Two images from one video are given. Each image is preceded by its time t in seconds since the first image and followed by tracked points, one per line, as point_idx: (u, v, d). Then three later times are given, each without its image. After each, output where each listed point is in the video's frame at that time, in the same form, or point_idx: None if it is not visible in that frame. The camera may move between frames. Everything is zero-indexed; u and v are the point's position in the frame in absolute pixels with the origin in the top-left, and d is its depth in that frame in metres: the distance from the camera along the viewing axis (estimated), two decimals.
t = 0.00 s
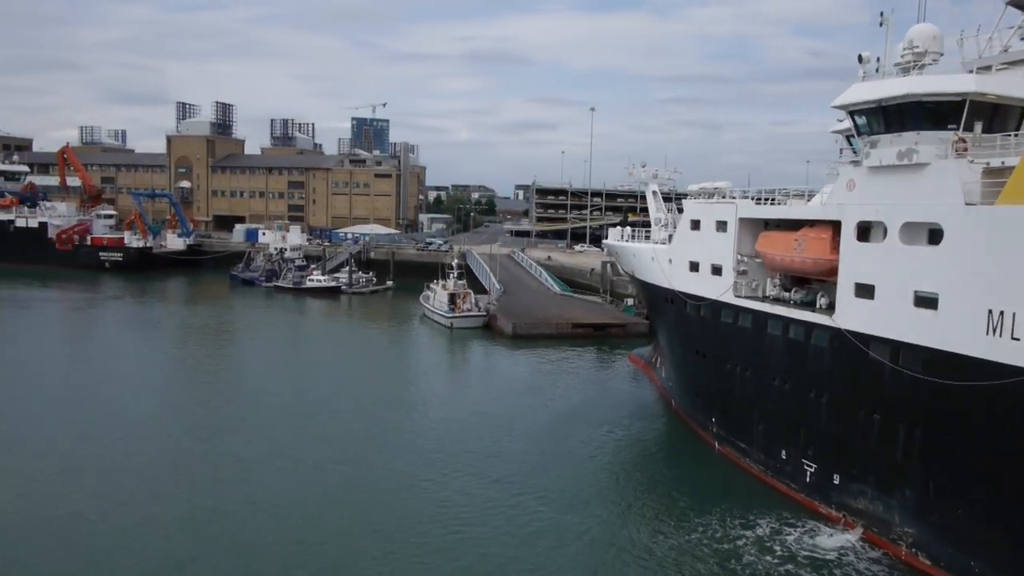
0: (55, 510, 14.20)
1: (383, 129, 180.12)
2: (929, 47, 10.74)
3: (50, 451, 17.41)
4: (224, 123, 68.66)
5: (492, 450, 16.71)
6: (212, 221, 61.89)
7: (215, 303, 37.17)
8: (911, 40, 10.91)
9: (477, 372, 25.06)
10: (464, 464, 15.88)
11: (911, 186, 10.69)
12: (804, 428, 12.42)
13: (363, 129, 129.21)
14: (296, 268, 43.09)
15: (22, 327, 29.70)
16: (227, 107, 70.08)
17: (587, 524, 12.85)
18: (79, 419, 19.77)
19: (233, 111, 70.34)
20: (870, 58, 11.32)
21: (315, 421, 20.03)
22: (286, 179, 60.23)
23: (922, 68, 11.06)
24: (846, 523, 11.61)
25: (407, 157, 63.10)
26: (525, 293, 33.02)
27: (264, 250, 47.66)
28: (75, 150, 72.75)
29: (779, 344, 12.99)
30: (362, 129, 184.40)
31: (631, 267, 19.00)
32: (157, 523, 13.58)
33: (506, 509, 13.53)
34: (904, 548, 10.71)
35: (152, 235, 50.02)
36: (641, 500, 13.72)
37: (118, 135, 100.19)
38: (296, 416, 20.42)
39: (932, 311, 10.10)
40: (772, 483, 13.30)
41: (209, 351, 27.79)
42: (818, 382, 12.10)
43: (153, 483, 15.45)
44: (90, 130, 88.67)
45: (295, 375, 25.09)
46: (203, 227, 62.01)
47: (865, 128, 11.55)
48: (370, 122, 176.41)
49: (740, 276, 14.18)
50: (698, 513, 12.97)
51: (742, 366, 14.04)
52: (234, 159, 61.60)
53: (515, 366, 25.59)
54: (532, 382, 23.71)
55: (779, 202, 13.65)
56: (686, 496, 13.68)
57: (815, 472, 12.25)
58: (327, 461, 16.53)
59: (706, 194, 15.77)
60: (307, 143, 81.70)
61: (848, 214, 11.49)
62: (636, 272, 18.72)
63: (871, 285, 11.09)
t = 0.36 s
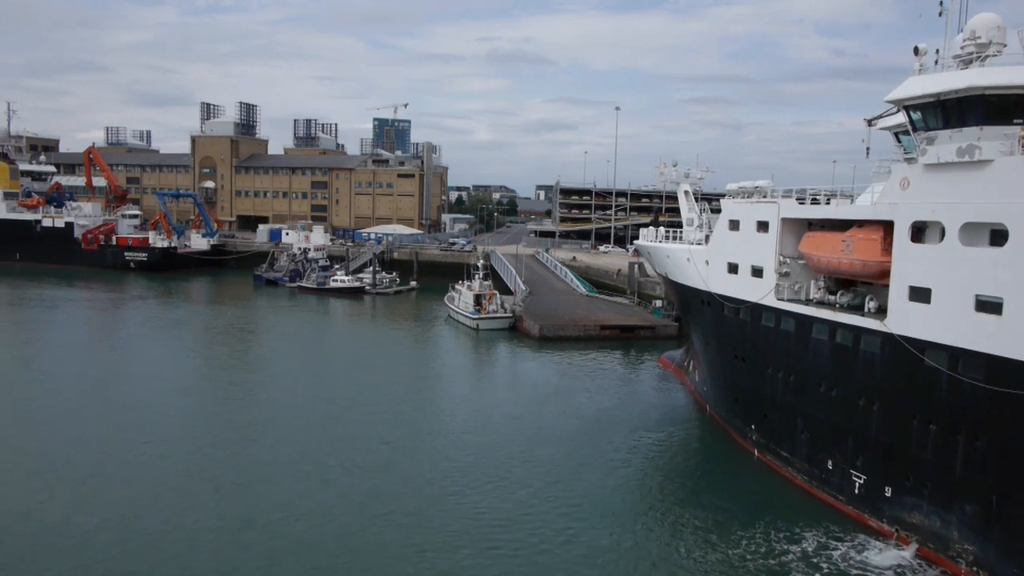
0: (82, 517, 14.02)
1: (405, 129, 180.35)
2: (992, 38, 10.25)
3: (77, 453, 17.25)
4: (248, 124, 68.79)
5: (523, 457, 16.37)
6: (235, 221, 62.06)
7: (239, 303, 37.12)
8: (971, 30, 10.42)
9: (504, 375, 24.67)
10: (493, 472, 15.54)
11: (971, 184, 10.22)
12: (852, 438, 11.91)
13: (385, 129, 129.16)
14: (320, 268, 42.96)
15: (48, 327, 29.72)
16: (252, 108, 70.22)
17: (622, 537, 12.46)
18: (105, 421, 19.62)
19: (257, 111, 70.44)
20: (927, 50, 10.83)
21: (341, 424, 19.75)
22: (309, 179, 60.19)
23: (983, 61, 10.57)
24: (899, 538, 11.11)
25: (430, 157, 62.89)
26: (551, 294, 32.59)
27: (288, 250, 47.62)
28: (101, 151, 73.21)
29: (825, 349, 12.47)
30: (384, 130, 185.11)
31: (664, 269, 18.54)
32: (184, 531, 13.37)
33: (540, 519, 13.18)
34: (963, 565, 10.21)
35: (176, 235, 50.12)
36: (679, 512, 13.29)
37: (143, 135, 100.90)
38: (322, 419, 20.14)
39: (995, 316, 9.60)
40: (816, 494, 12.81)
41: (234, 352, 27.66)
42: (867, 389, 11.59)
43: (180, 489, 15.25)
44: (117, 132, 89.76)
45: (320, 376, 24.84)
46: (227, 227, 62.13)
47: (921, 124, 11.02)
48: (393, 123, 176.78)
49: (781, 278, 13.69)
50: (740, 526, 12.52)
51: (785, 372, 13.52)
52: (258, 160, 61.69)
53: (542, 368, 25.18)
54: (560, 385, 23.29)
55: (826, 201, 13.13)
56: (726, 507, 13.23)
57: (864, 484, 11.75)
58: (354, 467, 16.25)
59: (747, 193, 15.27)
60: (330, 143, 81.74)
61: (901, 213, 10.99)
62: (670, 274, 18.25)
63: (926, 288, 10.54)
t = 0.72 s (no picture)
0: (110, 520, 13.82)
1: (426, 130, 180.50)
2: None
3: (104, 454, 17.10)
4: (271, 124, 68.87)
5: (556, 464, 16.02)
6: (258, 221, 62.19)
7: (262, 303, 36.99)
8: None
9: (531, 377, 24.28)
10: (525, 481, 15.16)
11: None
12: (904, 448, 11.41)
13: (407, 130, 128.91)
14: (343, 268, 42.79)
15: (73, 327, 29.69)
16: (275, 108, 70.33)
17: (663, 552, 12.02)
18: (131, 420, 19.46)
19: (280, 112, 70.52)
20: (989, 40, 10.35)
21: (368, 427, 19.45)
22: (332, 179, 60.12)
23: None
24: (957, 554, 10.64)
25: (454, 157, 62.61)
26: (578, 295, 32.15)
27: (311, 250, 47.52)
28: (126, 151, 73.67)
29: (874, 354, 11.96)
30: (404, 130, 185.39)
31: (699, 270, 18.04)
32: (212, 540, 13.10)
33: (576, 532, 12.78)
34: None
35: (200, 235, 50.18)
36: (720, 524, 12.83)
37: (168, 135, 101.44)
38: (349, 421, 19.87)
39: None
40: (865, 505, 12.33)
41: (259, 352, 27.48)
42: (921, 397, 11.08)
43: (208, 493, 15.02)
44: (141, 132, 90.43)
45: (345, 377, 24.58)
46: (250, 227, 62.21)
47: (982, 118, 10.53)
48: (413, 123, 176.97)
49: (826, 281, 13.18)
50: (785, 539, 12.06)
51: (830, 377, 13.02)
52: (282, 160, 61.75)
53: (570, 370, 24.74)
54: (589, 388, 22.85)
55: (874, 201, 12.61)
56: (769, 518, 12.79)
57: (918, 496, 11.27)
58: (383, 474, 15.92)
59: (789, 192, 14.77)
60: (353, 144, 81.72)
61: (960, 213, 10.46)
62: (705, 275, 17.75)
63: (987, 291, 10.01)
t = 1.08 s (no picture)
0: (137, 527, 13.59)
1: (447, 129, 180.42)
2: None
3: (130, 454, 16.93)
4: (294, 123, 68.88)
5: (590, 470, 15.67)
6: (281, 220, 62.41)
7: (285, 303, 36.83)
8: None
9: (559, 378, 23.86)
10: (558, 488, 14.79)
11: None
12: (959, 458, 10.91)
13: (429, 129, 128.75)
14: (366, 268, 42.59)
15: (98, 326, 29.62)
16: (298, 107, 70.37)
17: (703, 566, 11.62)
18: (157, 420, 19.28)
19: (303, 111, 70.54)
20: None
21: (395, 428, 19.13)
22: (354, 178, 59.98)
23: None
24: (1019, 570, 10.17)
25: (476, 156, 62.26)
26: (604, 296, 31.67)
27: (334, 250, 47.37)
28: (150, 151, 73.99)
29: (925, 358, 11.43)
30: (425, 129, 185.34)
31: (735, 270, 17.53)
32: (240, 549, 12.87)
33: (614, 543, 12.41)
34: None
35: (224, 234, 50.19)
36: (763, 537, 12.40)
37: (192, 136, 101.93)
38: (376, 422, 19.60)
39: None
40: (914, 516, 11.86)
41: (283, 352, 27.26)
42: (977, 404, 10.56)
43: (238, 499, 14.79)
44: (165, 132, 90.92)
45: (371, 377, 24.30)
46: (273, 226, 62.22)
47: None
48: (434, 122, 176.86)
49: (873, 281, 12.66)
50: (834, 552, 11.62)
51: (876, 382, 12.49)
52: (304, 159, 61.73)
53: (599, 371, 24.29)
54: (618, 390, 22.40)
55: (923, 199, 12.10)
56: (816, 529, 12.34)
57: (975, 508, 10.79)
58: (412, 480, 15.62)
59: (832, 189, 14.26)
60: (375, 143, 81.60)
61: None
62: (741, 275, 17.24)
63: None
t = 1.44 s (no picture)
0: (165, 528, 13.37)
1: (469, 129, 180.15)
2: None
3: (157, 454, 16.70)
4: (317, 122, 68.84)
5: (627, 480, 15.29)
6: (304, 220, 62.35)
7: (308, 302, 36.67)
8: None
9: (589, 380, 23.41)
10: (596, 499, 14.40)
11: None
12: (1022, 469, 10.48)
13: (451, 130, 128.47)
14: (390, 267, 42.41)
15: (124, 325, 29.63)
16: (321, 106, 70.33)
17: None
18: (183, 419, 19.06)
19: (326, 110, 70.48)
20: None
21: (424, 428, 18.80)
22: (377, 177, 59.82)
23: None
24: None
25: (500, 155, 61.88)
26: (632, 296, 31.19)
27: (358, 249, 47.15)
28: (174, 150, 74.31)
29: (982, 364, 10.95)
30: (447, 129, 185.83)
31: (775, 270, 16.98)
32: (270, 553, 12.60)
33: (661, 564, 12.09)
34: None
35: (248, 233, 50.22)
36: (813, 556, 12.12)
37: (215, 135, 102.41)
38: (404, 423, 19.31)
39: None
40: (971, 528, 11.55)
41: (309, 351, 27.09)
42: None
43: (265, 502, 14.49)
44: (189, 133, 91.55)
45: (397, 377, 24.06)
46: (296, 225, 62.24)
47: None
48: (456, 121, 176.86)
49: (925, 282, 12.08)
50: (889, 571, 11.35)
51: (928, 387, 12.02)
52: (327, 159, 61.69)
53: (629, 372, 23.81)
54: (649, 391, 21.99)
55: (979, 196, 11.54)
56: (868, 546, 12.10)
57: None
58: (445, 484, 15.32)
59: (878, 186, 13.72)
60: (397, 142, 81.41)
61: None
62: (781, 275, 16.69)
63: None
